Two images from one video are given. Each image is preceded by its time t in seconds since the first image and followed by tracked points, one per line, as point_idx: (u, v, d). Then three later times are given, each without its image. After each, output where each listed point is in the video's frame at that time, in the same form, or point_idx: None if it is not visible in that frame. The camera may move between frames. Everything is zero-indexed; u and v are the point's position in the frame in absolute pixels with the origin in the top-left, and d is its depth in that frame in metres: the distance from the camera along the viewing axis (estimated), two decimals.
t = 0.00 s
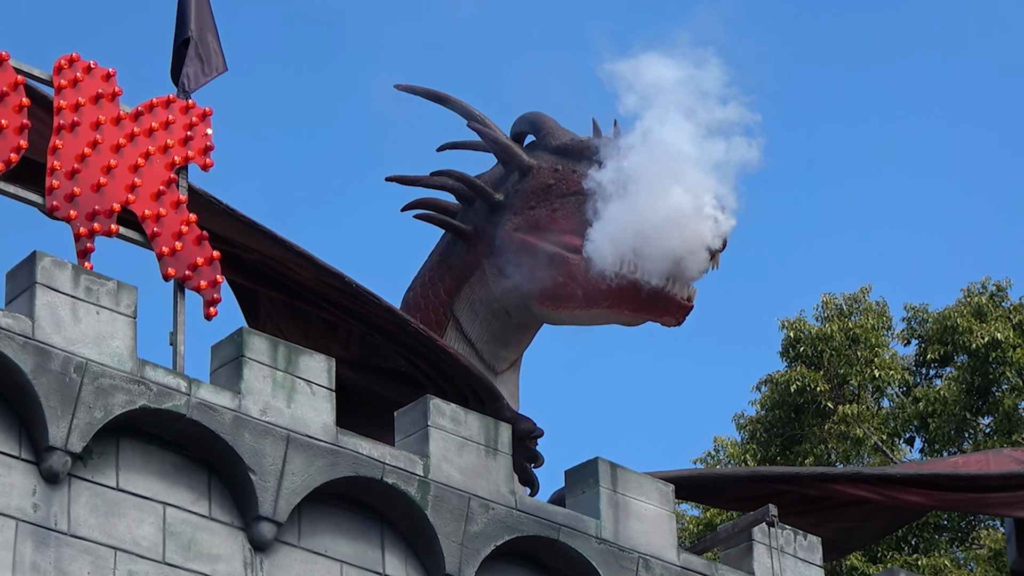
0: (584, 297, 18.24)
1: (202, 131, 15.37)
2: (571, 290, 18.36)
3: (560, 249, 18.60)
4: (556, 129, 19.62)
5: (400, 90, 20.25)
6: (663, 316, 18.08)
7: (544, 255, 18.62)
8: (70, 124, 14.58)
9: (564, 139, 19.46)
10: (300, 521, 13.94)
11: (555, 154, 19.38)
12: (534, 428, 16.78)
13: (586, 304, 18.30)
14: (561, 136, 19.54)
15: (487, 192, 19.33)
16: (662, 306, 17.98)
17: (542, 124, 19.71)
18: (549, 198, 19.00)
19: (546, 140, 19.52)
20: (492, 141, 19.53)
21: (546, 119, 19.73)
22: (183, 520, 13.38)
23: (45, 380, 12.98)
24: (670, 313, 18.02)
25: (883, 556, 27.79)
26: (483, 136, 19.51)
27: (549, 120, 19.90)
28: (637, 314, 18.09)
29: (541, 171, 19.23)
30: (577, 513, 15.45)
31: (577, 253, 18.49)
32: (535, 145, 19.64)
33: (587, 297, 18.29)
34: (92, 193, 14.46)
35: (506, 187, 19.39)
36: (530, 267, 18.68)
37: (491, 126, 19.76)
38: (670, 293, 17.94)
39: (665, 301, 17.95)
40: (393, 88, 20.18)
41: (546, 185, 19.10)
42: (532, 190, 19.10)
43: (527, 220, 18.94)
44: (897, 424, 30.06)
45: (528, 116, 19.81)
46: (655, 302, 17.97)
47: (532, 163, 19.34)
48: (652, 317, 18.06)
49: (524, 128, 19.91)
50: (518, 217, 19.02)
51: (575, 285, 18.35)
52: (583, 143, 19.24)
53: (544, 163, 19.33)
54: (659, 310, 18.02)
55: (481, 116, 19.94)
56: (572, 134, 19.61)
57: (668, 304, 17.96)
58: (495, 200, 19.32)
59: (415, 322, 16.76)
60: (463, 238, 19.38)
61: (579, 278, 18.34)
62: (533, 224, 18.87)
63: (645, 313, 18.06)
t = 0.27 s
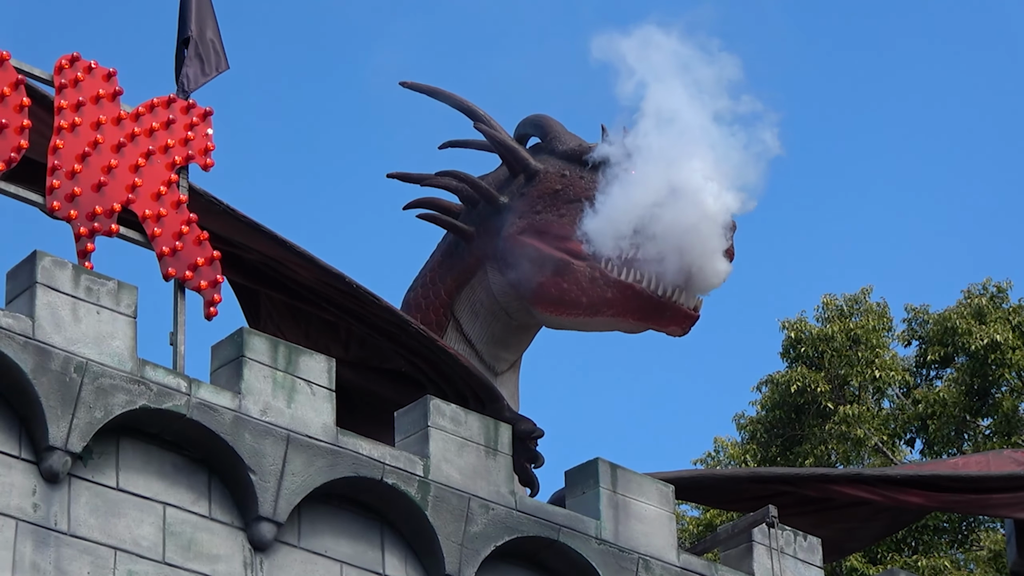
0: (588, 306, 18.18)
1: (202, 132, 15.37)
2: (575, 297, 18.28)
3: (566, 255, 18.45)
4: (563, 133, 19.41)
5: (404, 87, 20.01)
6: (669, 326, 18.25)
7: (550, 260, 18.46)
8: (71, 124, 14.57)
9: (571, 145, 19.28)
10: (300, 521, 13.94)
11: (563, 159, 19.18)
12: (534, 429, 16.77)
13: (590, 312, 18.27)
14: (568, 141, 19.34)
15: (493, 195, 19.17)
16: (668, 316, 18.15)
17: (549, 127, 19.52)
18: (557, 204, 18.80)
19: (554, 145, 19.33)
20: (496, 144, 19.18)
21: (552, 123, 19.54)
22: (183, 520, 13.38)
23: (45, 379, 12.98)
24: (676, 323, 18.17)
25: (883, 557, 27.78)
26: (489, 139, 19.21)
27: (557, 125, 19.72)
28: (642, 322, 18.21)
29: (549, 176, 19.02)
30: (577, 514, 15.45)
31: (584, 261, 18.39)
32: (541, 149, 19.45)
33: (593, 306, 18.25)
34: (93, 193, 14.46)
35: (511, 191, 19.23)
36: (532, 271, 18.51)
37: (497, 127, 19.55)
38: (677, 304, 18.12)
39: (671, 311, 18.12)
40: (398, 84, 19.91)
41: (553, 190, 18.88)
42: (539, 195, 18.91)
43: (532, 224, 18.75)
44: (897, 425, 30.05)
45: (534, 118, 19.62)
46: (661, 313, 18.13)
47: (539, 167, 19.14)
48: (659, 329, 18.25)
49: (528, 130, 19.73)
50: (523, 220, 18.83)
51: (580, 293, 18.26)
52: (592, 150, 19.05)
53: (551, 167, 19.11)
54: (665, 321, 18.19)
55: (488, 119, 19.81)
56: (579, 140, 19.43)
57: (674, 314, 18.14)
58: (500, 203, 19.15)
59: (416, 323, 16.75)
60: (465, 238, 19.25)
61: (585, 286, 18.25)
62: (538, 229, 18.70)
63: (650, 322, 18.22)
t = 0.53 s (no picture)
0: (588, 312, 18.12)
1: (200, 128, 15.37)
2: (575, 303, 18.22)
3: (568, 261, 18.39)
4: (568, 136, 19.28)
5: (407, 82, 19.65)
6: (669, 337, 18.17)
7: (551, 265, 18.38)
8: (68, 119, 14.55)
9: (576, 149, 19.14)
10: (296, 517, 13.94)
11: (566, 162, 19.06)
12: (531, 426, 16.76)
13: (590, 318, 18.21)
14: (573, 144, 19.22)
15: (494, 194, 19.07)
16: (669, 327, 18.05)
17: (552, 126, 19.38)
18: (559, 207, 18.71)
19: (558, 147, 19.20)
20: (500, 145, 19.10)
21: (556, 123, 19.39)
22: (179, 516, 13.38)
23: (42, 375, 12.97)
24: (676, 333, 18.07)
25: (880, 554, 27.79)
26: (492, 139, 19.10)
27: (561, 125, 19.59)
28: (642, 330, 18.14)
29: (551, 179, 18.93)
30: (573, 511, 15.44)
31: (586, 266, 18.33)
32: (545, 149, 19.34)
33: (594, 313, 18.18)
34: (91, 189, 14.45)
35: (513, 191, 19.11)
36: (533, 274, 18.39)
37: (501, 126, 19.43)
38: (677, 315, 18.01)
39: (672, 323, 18.01)
40: (401, 78, 19.57)
41: (557, 194, 18.81)
42: (542, 198, 18.83)
43: (534, 226, 18.65)
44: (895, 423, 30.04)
45: (539, 118, 19.46)
46: (662, 324, 18.02)
47: (541, 168, 19.02)
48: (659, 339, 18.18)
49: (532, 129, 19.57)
50: (524, 223, 18.74)
51: (580, 299, 18.21)
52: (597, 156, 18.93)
53: (555, 170, 19.02)
54: (666, 332, 18.09)
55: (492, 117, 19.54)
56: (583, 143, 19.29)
57: (676, 326, 18.03)
58: (500, 203, 19.04)
59: (413, 319, 16.72)
60: (465, 237, 19.11)
61: (585, 292, 18.20)
62: (541, 232, 18.59)
63: (651, 332, 18.13)
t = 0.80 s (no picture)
0: (584, 322, 18.00)
1: (194, 124, 15.35)
2: (570, 311, 18.10)
3: (565, 268, 18.26)
4: (567, 140, 19.12)
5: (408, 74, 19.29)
6: (663, 352, 18.17)
7: (549, 271, 18.20)
8: (62, 115, 14.54)
9: (576, 155, 19.01)
10: (289, 514, 13.94)
11: (567, 168, 18.92)
12: (524, 423, 16.76)
13: (584, 328, 18.10)
14: (573, 149, 19.07)
15: (493, 195, 18.87)
16: (664, 342, 18.08)
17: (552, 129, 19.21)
18: (558, 214, 18.50)
19: (557, 151, 19.04)
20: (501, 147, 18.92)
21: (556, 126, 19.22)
22: (172, 512, 13.38)
23: (35, 371, 12.97)
24: (671, 349, 18.09)
25: (873, 551, 27.81)
26: (493, 140, 18.90)
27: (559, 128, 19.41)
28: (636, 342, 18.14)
29: (551, 184, 18.75)
30: (566, 508, 15.45)
31: (582, 276, 18.23)
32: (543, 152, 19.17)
33: (589, 322, 18.07)
34: (84, 185, 14.44)
35: (511, 193, 18.92)
36: (531, 279, 18.16)
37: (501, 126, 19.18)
38: (673, 331, 18.05)
39: (667, 337, 18.04)
40: (402, 71, 19.20)
41: (555, 200, 18.60)
42: (541, 203, 18.61)
43: (532, 233, 18.45)
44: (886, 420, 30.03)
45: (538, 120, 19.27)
46: (657, 338, 18.05)
47: (541, 173, 18.85)
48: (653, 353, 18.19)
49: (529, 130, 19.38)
50: (521, 227, 18.54)
51: (576, 308, 18.10)
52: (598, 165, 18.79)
53: (554, 175, 18.86)
54: (660, 346, 18.12)
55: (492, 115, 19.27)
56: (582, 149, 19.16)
57: (670, 341, 18.06)
58: (499, 204, 18.85)
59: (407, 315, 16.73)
60: (460, 235, 18.92)
61: (581, 301, 18.09)
62: (541, 238, 18.39)
63: (645, 345, 18.15)
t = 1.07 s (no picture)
0: (577, 332, 17.82)
1: (188, 120, 15.33)
2: (564, 320, 17.93)
3: (561, 277, 18.12)
4: (566, 146, 18.94)
5: (409, 69, 19.00)
6: (655, 367, 17.95)
7: (544, 279, 18.06)
8: (55, 111, 14.53)
9: (575, 162, 18.80)
10: (283, 509, 13.94)
11: (564, 174, 18.71)
12: (517, 419, 16.77)
13: (577, 338, 17.91)
14: (571, 155, 18.88)
15: (490, 198, 18.65)
16: (656, 357, 17.84)
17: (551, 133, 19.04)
18: (556, 221, 18.34)
19: (556, 157, 18.85)
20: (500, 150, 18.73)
21: (554, 130, 19.04)
22: (165, 508, 13.39)
23: (28, 367, 12.96)
24: (662, 364, 17.87)
25: (867, 548, 27.83)
26: (493, 143, 18.69)
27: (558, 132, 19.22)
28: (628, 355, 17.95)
29: (549, 191, 18.55)
30: (559, 504, 15.45)
31: (577, 285, 18.10)
32: (542, 156, 18.98)
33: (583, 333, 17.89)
34: (77, 181, 14.42)
35: (508, 197, 18.75)
36: (524, 286, 18.05)
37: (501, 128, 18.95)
38: (664, 345, 17.82)
39: (659, 352, 17.81)
40: (404, 65, 18.90)
41: (554, 207, 18.41)
42: (538, 209, 18.44)
43: (528, 238, 18.29)
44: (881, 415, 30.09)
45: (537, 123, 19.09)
46: (649, 352, 17.83)
47: (540, 179, 18.64)
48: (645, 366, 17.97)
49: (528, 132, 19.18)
50: (517, 232, 18.39)
51: (570, 317, 17.93)
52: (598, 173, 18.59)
53: (552, 181, 18.65)
54: (652, 361, 17.89)
55: (493, 115, 19.01)
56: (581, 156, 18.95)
57: (662, 356, 17.82)
58: (497, 208, 18.63)
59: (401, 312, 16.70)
60: (455, 234, 18.75)
61: (575, 311, 17.93)
62: (536, 245, 18.25)
63: (637, 359, 17.94)
